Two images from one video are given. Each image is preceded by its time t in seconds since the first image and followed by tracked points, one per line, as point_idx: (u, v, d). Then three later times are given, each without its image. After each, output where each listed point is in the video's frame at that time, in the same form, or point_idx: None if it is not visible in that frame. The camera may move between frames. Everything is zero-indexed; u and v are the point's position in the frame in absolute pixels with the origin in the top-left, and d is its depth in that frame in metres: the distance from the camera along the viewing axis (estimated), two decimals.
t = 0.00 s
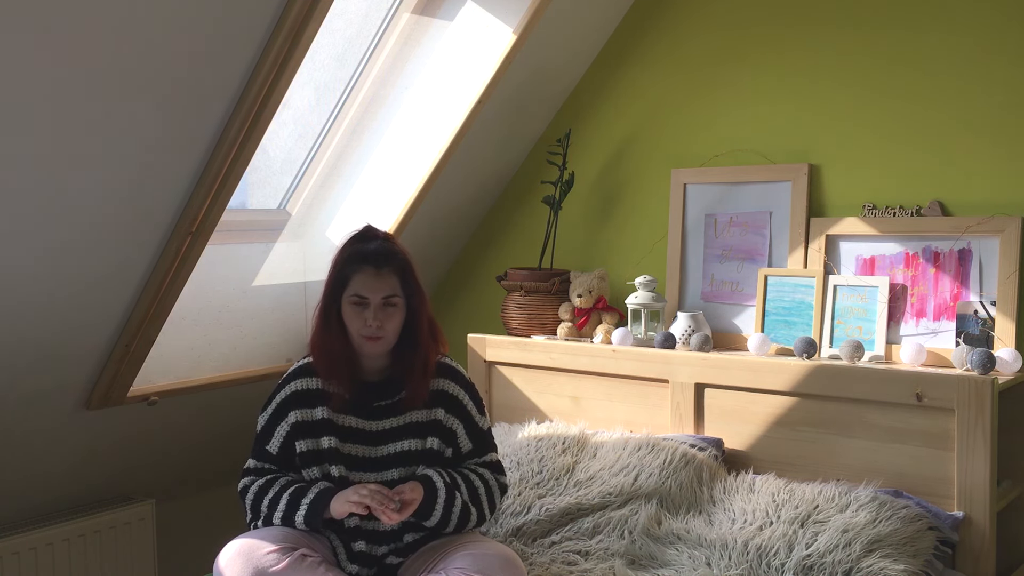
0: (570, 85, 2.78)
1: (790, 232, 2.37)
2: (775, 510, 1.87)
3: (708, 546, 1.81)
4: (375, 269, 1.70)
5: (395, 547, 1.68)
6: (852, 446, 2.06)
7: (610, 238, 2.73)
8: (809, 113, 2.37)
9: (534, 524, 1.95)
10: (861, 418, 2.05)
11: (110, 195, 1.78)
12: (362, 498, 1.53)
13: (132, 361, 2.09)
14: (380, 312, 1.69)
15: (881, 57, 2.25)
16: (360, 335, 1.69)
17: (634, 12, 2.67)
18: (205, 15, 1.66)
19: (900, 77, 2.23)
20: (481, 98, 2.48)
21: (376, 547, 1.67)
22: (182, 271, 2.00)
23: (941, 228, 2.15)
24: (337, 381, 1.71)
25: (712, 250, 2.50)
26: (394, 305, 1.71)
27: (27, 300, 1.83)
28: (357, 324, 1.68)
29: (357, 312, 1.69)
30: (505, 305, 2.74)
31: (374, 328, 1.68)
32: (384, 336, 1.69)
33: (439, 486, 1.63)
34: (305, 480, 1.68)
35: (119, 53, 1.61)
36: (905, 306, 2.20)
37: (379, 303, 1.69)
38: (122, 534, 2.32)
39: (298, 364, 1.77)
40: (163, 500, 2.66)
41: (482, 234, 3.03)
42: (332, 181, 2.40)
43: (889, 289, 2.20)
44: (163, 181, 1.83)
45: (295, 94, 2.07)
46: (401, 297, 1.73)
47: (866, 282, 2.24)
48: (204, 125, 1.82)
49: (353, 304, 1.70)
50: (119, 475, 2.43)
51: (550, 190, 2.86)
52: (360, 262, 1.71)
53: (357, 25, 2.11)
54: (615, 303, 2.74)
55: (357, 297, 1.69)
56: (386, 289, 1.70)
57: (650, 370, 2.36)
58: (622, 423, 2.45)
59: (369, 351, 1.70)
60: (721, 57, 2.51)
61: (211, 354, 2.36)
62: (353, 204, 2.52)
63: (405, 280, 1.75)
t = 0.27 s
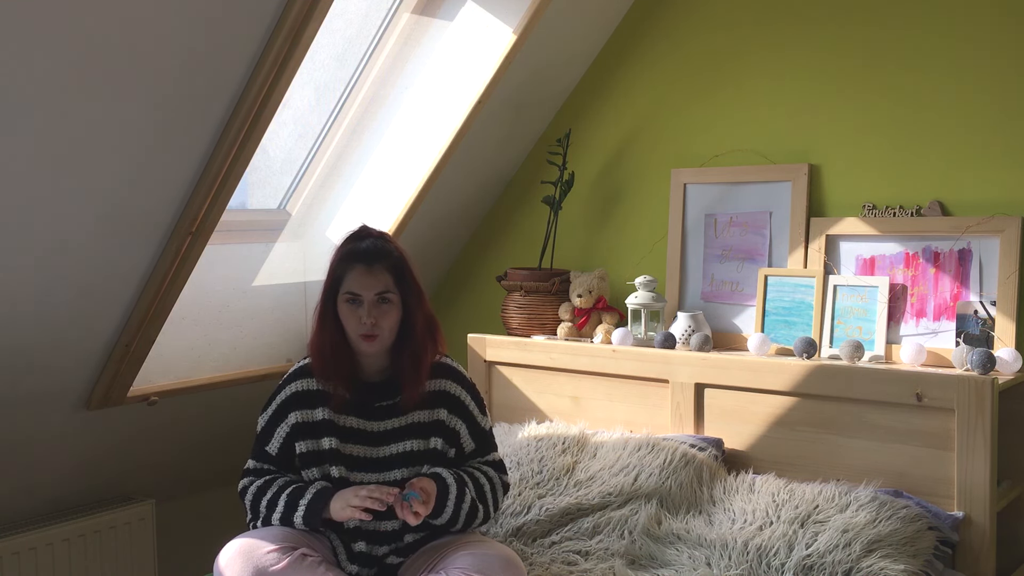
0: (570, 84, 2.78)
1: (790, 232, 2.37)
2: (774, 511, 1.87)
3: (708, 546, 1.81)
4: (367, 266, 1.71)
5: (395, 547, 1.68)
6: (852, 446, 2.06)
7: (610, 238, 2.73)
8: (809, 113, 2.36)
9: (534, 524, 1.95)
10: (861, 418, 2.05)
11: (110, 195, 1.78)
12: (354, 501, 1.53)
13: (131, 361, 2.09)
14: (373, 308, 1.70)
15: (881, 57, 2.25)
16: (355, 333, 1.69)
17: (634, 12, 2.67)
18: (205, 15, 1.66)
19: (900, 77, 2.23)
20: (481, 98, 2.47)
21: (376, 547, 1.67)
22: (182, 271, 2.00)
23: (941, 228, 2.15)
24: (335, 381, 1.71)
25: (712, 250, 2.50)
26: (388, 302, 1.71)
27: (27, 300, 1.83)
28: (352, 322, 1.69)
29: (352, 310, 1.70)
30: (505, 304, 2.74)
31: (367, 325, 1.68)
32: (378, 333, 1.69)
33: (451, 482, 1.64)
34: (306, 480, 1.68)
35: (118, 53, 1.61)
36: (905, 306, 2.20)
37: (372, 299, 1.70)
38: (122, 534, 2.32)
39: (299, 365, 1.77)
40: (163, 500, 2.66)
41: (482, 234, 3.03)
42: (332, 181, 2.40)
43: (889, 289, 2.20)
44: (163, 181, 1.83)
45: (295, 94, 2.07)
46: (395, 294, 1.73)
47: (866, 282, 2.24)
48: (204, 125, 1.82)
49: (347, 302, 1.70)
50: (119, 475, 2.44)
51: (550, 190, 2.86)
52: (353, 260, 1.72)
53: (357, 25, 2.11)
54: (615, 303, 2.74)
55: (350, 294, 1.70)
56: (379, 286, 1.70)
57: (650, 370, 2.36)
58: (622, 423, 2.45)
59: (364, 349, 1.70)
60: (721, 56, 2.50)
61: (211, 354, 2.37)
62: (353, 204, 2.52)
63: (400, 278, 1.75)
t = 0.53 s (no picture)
0: (570, 84, 2.78)
1: (790, 232, 2.37)
2: (775, 511, 1.87)
3: (708, 546, 1.81)
4: (362, 263, 1.71)
5: (395, 548, 1.68)
6: (851, 446, 2.06)
7: (610, 239, 2.73)
8: (808, 113, 2.37)
9: (534, 524, 1.95)
10: (861, 418, 2.05)
11: (110, 194, 1.77)
12: (326, 506, 1.52)
13: (132, 361, 2.09)
14: (369, 305, 1.69)
15: (881, 57, 2.25)
16: (352, 331, 1.69)
17: (634, 12, 2.67)
18: (205, 14, 1.66)
19: (899, 77, 2.23)
20: (481, 98, 2.47)
21: (377, 547, 1.67)
22: (182, 271, 2.00)
23: (941, 228, 2.15)
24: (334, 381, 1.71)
25: (712, 250, 2.50)
26: (384, 298, 1.71)
27: (27, 300, 1.83)
28: (348, 320, 1.69)
29: (348, 308, 1.70)
30: (505, 305, 2.74)
31: (364, 323, 1.68)
32: (375, 330, 1.69)
33: (454, 478, 1.64)
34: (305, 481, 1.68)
35: (118, 53, 1.61)
36: (905, 306, 2.20)
37: (367, 296, 1.69)
38: (122, 534, 2.32)
39: (297, 367, 1.77)
40: (162, 500, 2.66)
41: (482, 234, 3.02)
42: (332, 181, 2.40)
43: (889, 289, 2.20)
44: (163, 181, 1.83)
45: (295, 94, 2.07)
46: (391, 291, 1.73)
47: (866, 282, 2.24)
48: (204, 125, 1.82)
49: (344, 300, 1.70)
50: (119, 475, 2.43)
51: (550, 190, 2.86)
52: (348, 257, 1.72)
53: (357, 25, 2.11)
54: (615, 303, 2.74)
55: (346, 292, 1.70)
56: (374, 282, 1.70)
57: (650, 370, 2.36)
58: (622, 423, 2.45)
59: (362, 347, 1.70)
60: (721, 56, 2.50)
61: (211, 354, 2.36)
62: (353, 204, 2.52)
63: (396, 274, 1.74)
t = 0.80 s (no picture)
0: (570, 84, 2.78)
1: (790, 232, 2.37)
2: (775, 511, 1.87)
3: (708, 546, 1.81)
4: (359, 261, 1.71)
5: (394, 548, 1.68)
6: (852, 447, 2.06)
7: (610, 239, 2.73)
8: (808, 113, 2.37)
9: (534, 524, 1.95)
10: (861, 418, 2.05)
11: (110, 195, 1.78)
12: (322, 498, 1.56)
13: (132, 361, 2.09)
14: (366, 303, 1.69)
15: (881, 57, 2.25)
16: (350, 330, 1.69)
17: (634, 12, 2.67)
18: (205, 15, 1.66)
19: (900, 77, 2.23)
20: (480, 98, 2.47)
21: (375, 547, 1.67)
22: (182, 271, 1.99)
23: (941, 228, 2.15)
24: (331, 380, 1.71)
25: (712, 250, 2.50)
26: (381, 296, 1.71)
27: (27, 300, 1.83)
28: (345, 318, 1.69)
29: (345, 306, 1.70)
30: (505, 304, 2.74)
31: (361, 321, 1.68)
32: (372, 328, 1.68)
33: (443, 483, 1.62)
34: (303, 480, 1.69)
35: (118, 53, 1.61)
36: (905, 306, 2.20)
37: (364, 294, 1.70)
38: (122, 534, 2.32)
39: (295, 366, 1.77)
40: (163, 500, 2.66)
41: (482, 234, 3.03)
42: (332, 181, 2.40)
43: (889, 289, 2.20)
44: (163, 181, 1.84)
45: (295, 94, 2.07)
46: (388, 289, 1.73)
47: (866, 282, 2.24)
48: (204, 125, 1.82)
49: (341, 298, 1.71)
50: (119, 475, 2.44)
51: (550, 190, 2.86)
52: (345, 256, 1.72)
53: (357, 25, 2.11)
54: (615, 303, 2.74)
55: (344, 290, 1.70)
56: (371, 280, 1.70)
57: (650, 370, 2.36)
58: (622, 423, 2.45)
59: (360, 345, 1.69)
60: (721, 56, 2.51)
61: (211, 354, 2.37)
62: (353, 204, 2.52)
63: (393, 272, 1.75)
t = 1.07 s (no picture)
0: (570, 84, 2.78)
1: (790, 232, 2.37)
2: (775, 510, 1.87)
3: (708, 546, 1.81)
4: (359, 260, 1.72)
5: (395, 548, 1.68)
6: (852, 447, 2.06)
7: (610, 239, 2.73)
8: (808, 113, 2.37)
9: (534, 524, 1.95)
10: (861, 418, 2.05)
11: (110, 194, 1.77)
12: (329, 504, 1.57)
13: (132, 361, 2.09)
14: (366, 302, 1.70)
15: (881, 57, 2.26)
16: (349, 329, 1.69)
17: (633, 12, 2.67)
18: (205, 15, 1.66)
19: (899, 77, 2.23)
20: (480, 98, 2.47)
21: (376, 548, 1.67)
22: (182, 271, 1.99)
23: (941, 229, 2.15)
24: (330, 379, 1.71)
25: (712, 250, 2.50)
26: (380, 295, 1.71)
27: (27, 300, 1.83)
28: (345, 317, 1.69)
29: (345, 305, 1.70)
30: (505, 304, 2.74)
31: (361, 319, 1.68)
32: (371, 326, 1.69)
33: (444, 482, 1.63)
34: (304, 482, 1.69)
35: (118, 53, 1.61)
36: (905, 306, 2.20)
37: (364, 293, 1.70)
38: (122, 534, 2.32)
39: (294, 368, 1.77)
40: (163, 501, 2.66)
41: (482, 234, 3.03)
42: (332, 181, 2.40)
43: (889, 289, 2.20)
44: (163, 181, 1.83)
45: (295, 94, 2.07)
46: (388, 287, 1.73)
47: (866, 282, 2.24)
48: (204, 125, 1.82)
49: (341, 297, 1.71)
50: (119, 475, 2.43)
51: (550, 190, 2.86)
52: (345, 255, 1.73)
53: (357, 25, 2.11)
54: (615, 303, 2.74)
55: (344, 289, 1.71)
56: (371, 279, 1.71)
57: (650, 370, 2.36)
58: (622, 423, 2.45)
59: (360, 344, 1.70)
60: (721, 57, 2.51)
61: (211, 355, 2.36)
62: (352, 204, 2.52)
63: (393, 271, 1.75)
